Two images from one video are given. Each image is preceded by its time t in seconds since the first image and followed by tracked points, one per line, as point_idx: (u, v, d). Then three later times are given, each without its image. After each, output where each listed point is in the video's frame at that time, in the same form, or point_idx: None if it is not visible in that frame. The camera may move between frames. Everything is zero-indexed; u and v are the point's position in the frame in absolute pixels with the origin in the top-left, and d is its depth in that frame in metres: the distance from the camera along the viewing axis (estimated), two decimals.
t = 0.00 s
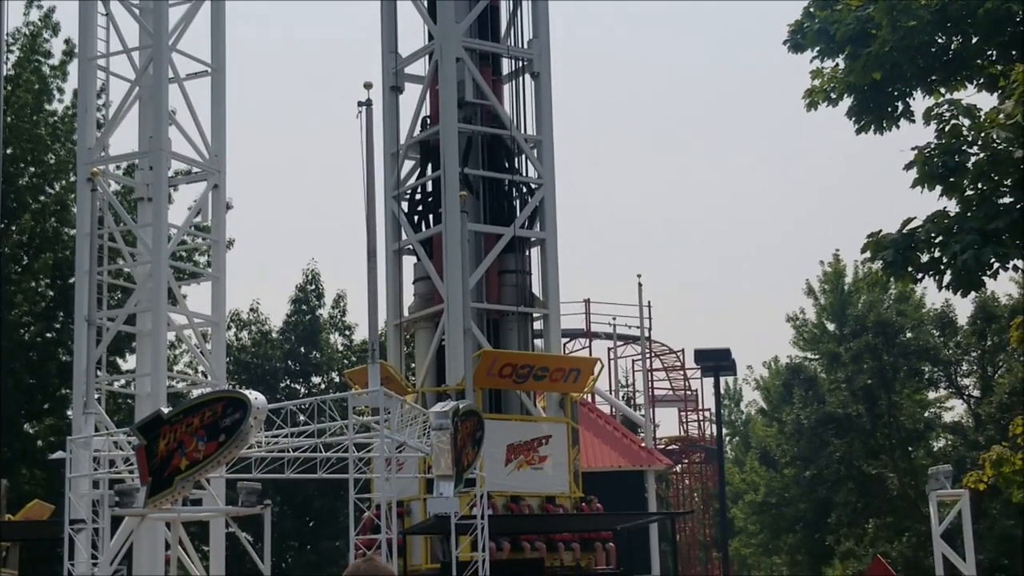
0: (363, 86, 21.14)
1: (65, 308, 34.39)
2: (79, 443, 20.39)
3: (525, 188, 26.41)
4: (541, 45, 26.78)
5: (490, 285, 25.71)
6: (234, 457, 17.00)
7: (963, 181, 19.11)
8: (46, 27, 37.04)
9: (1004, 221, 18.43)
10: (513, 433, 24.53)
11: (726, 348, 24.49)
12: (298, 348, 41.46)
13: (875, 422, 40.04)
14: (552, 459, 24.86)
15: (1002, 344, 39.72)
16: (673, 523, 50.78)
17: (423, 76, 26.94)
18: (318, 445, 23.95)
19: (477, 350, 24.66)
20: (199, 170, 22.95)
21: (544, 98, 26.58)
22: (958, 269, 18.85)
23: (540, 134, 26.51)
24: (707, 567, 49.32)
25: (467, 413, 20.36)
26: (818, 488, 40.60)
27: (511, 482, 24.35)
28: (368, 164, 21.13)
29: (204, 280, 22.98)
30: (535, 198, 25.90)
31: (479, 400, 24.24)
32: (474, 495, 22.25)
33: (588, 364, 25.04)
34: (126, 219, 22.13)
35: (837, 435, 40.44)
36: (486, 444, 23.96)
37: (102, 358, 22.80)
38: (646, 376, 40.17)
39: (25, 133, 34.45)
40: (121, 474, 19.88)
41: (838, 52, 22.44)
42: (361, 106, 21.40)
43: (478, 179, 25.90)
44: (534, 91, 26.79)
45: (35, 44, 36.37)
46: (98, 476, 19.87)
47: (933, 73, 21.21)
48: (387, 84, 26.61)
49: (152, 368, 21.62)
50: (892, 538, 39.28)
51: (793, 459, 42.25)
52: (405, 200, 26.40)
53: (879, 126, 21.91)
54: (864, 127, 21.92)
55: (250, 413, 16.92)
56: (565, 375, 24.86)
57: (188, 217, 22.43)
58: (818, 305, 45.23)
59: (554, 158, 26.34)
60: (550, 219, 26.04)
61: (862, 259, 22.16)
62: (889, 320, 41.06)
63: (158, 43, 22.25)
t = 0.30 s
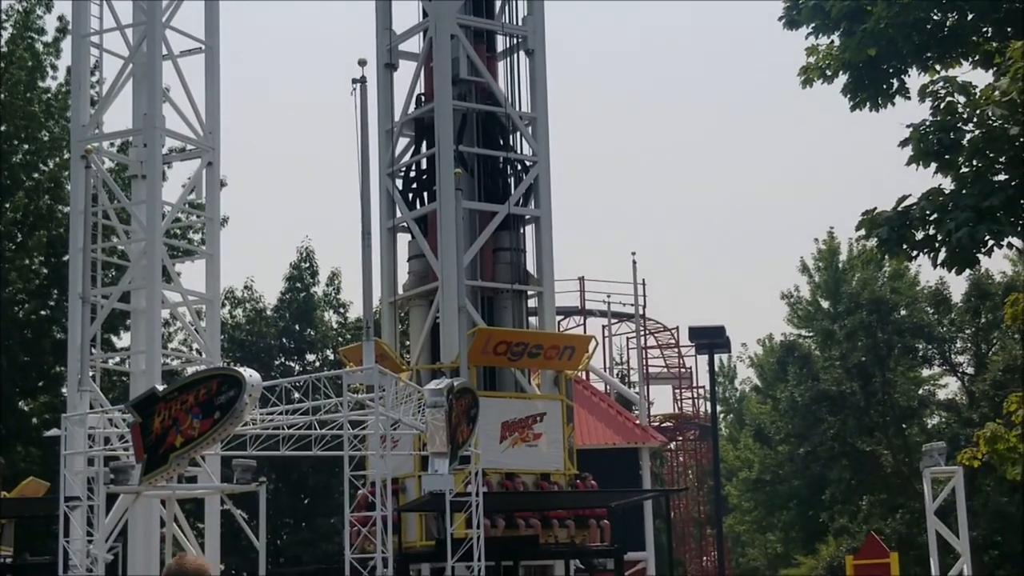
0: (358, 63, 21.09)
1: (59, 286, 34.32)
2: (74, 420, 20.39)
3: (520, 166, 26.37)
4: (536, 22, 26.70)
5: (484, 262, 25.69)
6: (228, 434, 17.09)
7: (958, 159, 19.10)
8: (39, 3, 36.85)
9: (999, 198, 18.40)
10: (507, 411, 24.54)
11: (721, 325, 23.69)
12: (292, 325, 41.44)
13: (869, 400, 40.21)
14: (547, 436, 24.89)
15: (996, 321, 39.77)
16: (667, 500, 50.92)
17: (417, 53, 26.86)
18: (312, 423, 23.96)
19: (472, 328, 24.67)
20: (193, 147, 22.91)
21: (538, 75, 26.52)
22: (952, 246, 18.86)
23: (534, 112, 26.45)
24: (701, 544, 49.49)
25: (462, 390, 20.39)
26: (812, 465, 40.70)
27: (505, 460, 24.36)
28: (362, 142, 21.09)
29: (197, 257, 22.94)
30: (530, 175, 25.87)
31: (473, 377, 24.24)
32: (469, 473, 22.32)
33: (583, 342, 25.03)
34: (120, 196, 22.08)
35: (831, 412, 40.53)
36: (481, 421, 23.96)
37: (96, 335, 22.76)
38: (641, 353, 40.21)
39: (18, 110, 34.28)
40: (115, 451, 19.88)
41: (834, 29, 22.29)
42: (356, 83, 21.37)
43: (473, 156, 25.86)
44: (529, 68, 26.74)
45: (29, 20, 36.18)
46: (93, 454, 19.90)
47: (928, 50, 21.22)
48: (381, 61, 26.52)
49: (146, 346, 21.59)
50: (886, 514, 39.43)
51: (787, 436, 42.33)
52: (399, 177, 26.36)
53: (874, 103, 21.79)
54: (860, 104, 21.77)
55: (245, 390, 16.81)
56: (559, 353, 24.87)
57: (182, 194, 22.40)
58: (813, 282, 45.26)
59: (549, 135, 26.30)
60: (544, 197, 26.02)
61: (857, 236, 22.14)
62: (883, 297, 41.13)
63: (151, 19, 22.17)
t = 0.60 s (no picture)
0: (352, 37, 21.01)
1: (54, 260, 34.26)
2: (69, 395, 20.36)
3: (515, 141, 26.31)
4: None
5: (479, 238, 25.66)
6: (223, 409, 17.13)
7: (954, 134, 19.10)
8: None
9: (995, 173, 18.38)
10: (501, 386, 24.55)
11: (716, 302, 23.47)
12: (287, 301, 41.43)
13: (864, 376, 40.31)
14: (541, 412, 24.92)
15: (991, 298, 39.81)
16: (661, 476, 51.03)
17: (412, 28, 26.76)
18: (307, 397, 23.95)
19: (467, 304, 24.66)
20: (187, 122, 22.83)
21: (533, 50, 26.43)
22: (947, 222, 18.84)
23: (529, 87, 26.38)
24: (695, 520, 49.63)
25: (457, 365, 20.39)
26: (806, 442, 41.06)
27: (499, 435, 24.37)
28: (357, 116, 21.02)
29: (192, 232, 22.88)
30: (525, 150, 25.81)
31: (468, 353, 24.24)
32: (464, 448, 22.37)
33: (578, 318, 25.01)
34: (114, 170, 22.00)
35: (825, 388, 40.59)
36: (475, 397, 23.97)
37: (91, 310, 22.72)
38: (635, 330, 40.26)
39: (12, 84, 34.18)
40: (110, 426, 19.87)
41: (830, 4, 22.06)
42: (351, 57, 21.29)
43: (468, 132, 25.80)
44: (524, 43, 26.64)
45: None
46: (88, 428, 19.90)
47: (925, 25, 21.18)
48: (376, 36, 26.42)
49: (141, 320, 21.54)
50: (879, 491, 39.62)
51: (781, 412, 42.71)
52: (394, 152, 26.30)
53: (871, 78, 21.69)
54: (856, 80, 21.69)
55: (239, 364, 16.90)
56: (554, 328, 24.84)
57: (176, 168, 22.32)
58: (808, 259, 45.30)
59: (544, 110, 26.23)
60: (539, 172, 25.96)
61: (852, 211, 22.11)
62: (877, 274, 41.06)
63: None
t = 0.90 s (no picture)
0: (350, 14, 20.94)
1: (50, 237, 34.23)
2: (64, 371, 20.34)
3: (513, 119, 26.26)
4: None
5: (477, 216, 25.64)
6: (219, 386, 17.19)
7: (952, 113, 19.09)
8: None
9: (993, 152, 18.40)
10: (498, 364, 24.58)
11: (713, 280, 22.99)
12: (283, 278, 41.44)
13: (860, 354, 40.30)
14: (538, 390, 24.94)
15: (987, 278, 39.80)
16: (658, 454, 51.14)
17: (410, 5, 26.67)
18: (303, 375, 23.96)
19: (464, 282, 24.66)
20: (184, 98, 22.77)
21: (532, 28, 26.35)
22: (945, 201, 18.79)
23: (527, 65, 26.31)
24: (691, 498, 49.75)
25: (453, 343, 20.45)
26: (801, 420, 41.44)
27: (496, 413, 24.40)
28: (354, 93, 20.96)
29: (188, 209, 22.82)
30: (523, 128, 25.75)
31: (464, 330, 24.25)
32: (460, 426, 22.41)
33: (575, 296, 24.97)
34: (110, 147, 21.93)
35: (822, 367, 40.66)
36: (471, 375, 24.00)
37: (87, 288, 22.67)
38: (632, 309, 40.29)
39: (8, 59, 34.12)
40: (106, 403, 19.87)
41: None
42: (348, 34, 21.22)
43: (465, 110, 25.74)
44: (522, 20, 26.57)
45: None
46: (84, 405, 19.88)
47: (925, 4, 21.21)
48: (374, 13, 26.34)
49: (137, 297, 21.50)
50: (875, 470, 39.71)
51: (777, 391, 42.76)
52: (391, 130, 26.24)
53: (870, 57, 21.53)
54: (855, 58, 21.55)
55: (236, 342, 16.92)
56: (551, 307, 24.80)
57: (173, 145, 22.26)
58: (805, 239, 45.31)
59: (541, 88, 26.17)
60: (537, 151, 25.91)
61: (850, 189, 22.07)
62: (875, 253, 40.98)
63: None
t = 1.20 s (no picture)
0: None
1: (40, 224, 34.11)
2: (57, 358, 20.30)
3: (504, 103, 26.22)
4: None
5: (468, 200, 25.62)
6: (211, 372, 17.18)
7: (942, 96, 19.06)
8: None
9: (983, 134, 18.41)
10: (491, 348, 24.57)
11: (706, 264, 22.79)
12: (275, 264, 41.39)
13: (852, 336, 40.38)
14: (531, 374, 24.94)
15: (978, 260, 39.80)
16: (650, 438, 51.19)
17: None
18: (295, 361, 23.95)
19: (456, 267, 24.63)
20: (174, 84, 22.69)
21: (523, 11, 26.28)
22: (935, 182, 18.72)
23: (519, 49, 26.24)
24: (684, 481, 49.90)
25: (446, 328, 20.47)
26: (793, 403, 41.57)
27: (489, 398, 24.38)
28: (346, 78, 20.90)
29: (179, 195, 22.77)
30: (514, 112, 25.70)
31: (457, 315, 24.23)
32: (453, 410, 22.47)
33: (567, 280, 24.96)
34: (101, 133, 21.86)
35: (814, 349, 40.84)
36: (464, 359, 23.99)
37: (78, 274, 22.61)
38: (624, 292, 40.31)
39: None
40: (98, 391, 19.84)
41: None
42: (339, 19, 21.14)
43: (457, 94, 25.69)
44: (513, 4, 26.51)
45: None
46: (75, 393, 19.84)
47: None
48: None
49: (129, 284, 21.46)
50: (868, 452, 39.78)
51: (769, 373, 42.93)
52: (383, 115, 26.18)
53: (859, 39, 21.05)
54: (844, 42, 21.04)
55: (228, 328, 16.96)
56: (544, 291, 24.80)
57: (164, 131, 22.19)
58: (796, 221, 45.32)
59: (532, 72, 26.11)
60: (528, 134, 25.87)
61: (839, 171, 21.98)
62: (867, 236, 40.59)
63: None
